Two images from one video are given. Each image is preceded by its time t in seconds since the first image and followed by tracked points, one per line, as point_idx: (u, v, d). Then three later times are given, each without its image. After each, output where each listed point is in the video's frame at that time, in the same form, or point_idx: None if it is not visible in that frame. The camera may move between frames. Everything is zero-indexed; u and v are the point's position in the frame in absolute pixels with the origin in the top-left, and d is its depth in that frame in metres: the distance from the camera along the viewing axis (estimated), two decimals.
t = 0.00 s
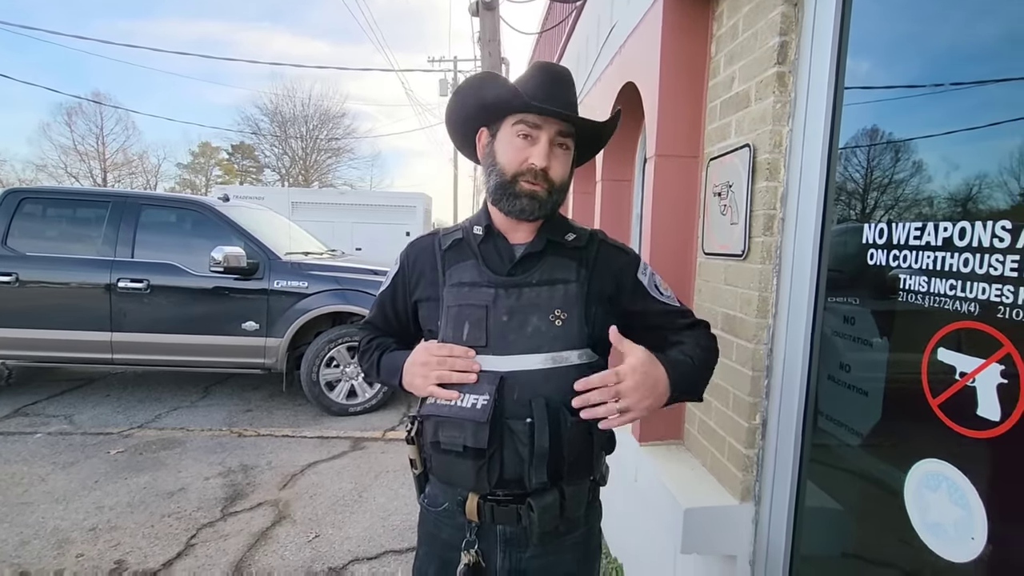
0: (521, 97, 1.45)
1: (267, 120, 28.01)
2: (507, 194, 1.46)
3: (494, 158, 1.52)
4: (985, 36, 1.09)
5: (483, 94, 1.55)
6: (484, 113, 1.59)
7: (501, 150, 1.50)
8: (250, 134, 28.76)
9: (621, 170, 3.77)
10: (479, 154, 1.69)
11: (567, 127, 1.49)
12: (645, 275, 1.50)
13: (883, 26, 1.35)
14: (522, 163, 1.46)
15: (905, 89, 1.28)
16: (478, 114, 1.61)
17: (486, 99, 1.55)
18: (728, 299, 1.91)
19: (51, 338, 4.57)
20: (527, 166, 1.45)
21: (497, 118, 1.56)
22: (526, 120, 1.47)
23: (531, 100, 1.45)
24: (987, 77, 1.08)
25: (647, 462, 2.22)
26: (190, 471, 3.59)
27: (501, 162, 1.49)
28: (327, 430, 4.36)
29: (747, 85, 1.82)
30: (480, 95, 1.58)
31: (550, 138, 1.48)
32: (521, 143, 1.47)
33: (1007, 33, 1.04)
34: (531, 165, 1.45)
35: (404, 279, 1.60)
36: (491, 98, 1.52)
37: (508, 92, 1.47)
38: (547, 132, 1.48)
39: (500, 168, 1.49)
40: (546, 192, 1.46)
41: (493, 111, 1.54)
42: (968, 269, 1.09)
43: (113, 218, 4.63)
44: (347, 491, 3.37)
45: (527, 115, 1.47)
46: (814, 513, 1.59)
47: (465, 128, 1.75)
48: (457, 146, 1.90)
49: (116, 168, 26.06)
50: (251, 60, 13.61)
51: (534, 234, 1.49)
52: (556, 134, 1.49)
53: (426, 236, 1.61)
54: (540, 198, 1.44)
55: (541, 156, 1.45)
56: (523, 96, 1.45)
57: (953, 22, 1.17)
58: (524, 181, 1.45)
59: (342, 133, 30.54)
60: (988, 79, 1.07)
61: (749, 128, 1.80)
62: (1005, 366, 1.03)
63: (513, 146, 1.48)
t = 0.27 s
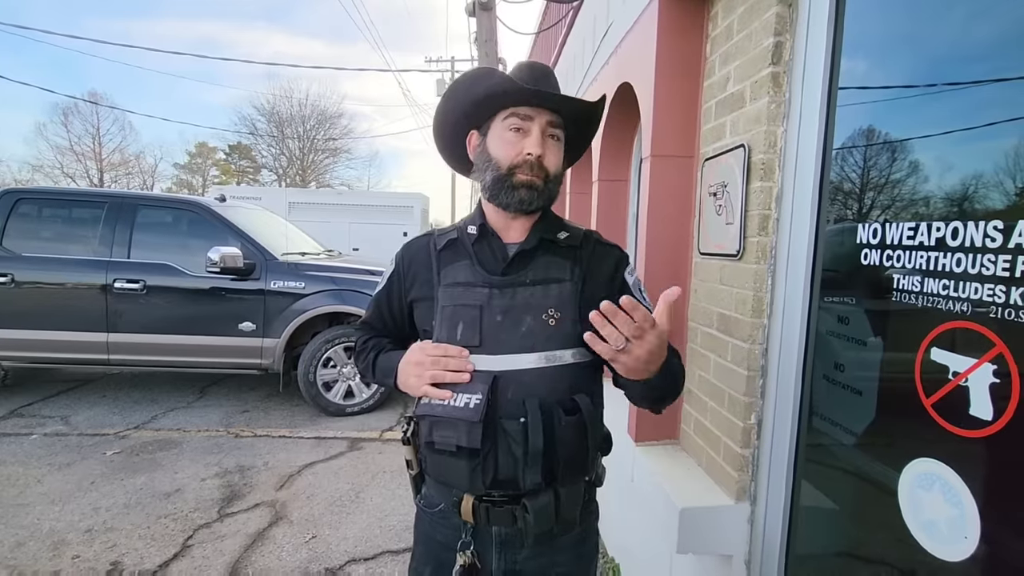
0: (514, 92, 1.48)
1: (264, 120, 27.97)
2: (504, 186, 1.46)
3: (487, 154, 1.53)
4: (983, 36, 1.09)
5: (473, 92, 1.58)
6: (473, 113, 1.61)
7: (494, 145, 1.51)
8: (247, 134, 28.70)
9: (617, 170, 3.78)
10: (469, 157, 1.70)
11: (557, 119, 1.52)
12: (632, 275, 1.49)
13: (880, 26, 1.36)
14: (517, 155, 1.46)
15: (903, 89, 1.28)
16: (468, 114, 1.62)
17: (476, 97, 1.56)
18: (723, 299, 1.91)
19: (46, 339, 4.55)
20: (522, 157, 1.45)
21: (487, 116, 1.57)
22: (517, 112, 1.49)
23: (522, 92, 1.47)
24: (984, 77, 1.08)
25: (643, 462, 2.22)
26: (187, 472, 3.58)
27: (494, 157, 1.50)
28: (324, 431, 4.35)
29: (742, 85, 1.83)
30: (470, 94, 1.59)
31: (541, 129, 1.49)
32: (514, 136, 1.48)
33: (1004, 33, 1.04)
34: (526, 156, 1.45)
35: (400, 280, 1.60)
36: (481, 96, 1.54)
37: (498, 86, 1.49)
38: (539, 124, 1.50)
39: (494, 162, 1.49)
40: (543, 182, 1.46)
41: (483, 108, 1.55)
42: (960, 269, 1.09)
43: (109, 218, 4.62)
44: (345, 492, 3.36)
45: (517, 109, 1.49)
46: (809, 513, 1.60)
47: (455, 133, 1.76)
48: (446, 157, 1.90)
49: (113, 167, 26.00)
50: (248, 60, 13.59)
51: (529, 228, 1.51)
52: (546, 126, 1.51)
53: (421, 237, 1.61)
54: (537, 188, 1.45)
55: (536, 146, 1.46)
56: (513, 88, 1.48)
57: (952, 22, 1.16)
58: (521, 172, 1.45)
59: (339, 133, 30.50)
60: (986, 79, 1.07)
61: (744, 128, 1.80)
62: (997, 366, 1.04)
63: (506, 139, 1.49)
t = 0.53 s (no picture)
0: (503, 101, 1.46)
1: (264, 121, 28.00)
2: (498, 195, 1.47)
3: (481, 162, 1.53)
4: (983, 37, 1.10)
5: (464, 101, 1.56)
6: (466, 120, 1.60)
7: (488, 153, 1.51)
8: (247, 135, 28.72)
9: (618, 172, 3.79)
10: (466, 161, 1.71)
11: (551, 128, 1.51)
12: (629, 280, 1.47)
13: (881, 28, 1.36)
14: (511, 165, 1.47)
15: (903, 90, 1.29)
16: (461, 121, 1.62)
17: (468, 106, 1.55)
18: (724, 301, 1.92)
19: (47, 340, 4.56)
20: (515, 167, 1.46)
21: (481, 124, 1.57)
22: (510, 122, 1.48)
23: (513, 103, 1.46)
24: (984, 78, 1.09)
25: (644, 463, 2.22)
26: (187, 473, 3.58)
27: (488, 165, 1.51)
28: (324, 432, 4.36)
29: (742, 88, 1.83)
30: (461, 101, 1.58)
31: (535, 138, 1.49)
32: (507, 145, 1.48)
33: (1004, 34, 1.05)
34: (519, 166, 1.46)
35: (399, 284, 1.61)
36: (472, 104, 1.53)
37: (489, 97, 1.47)
38: (532, 133, 1.49)
39: (488, 171, 1.50)
40: (537, 191, 1.47)
41: (475, 116, 1.54)
42: (959, 272, 1.10)
43: (109, 220, 4.63)
44: (345, 493, 3.36)
45: (509, 118, 1.48)
46: (809, 513, 1.61)
47: (450, 138, 1.76)
48: (444, 159, 1.91)
49: (113, 168, 26.02)
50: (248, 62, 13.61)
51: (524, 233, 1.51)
52: (540, 134, 1.51)
53: (420, 241, 1.63)
54: (531, 197, 1.46)
55: (529, 156, 1.47)
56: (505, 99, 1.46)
57: (952, 23, 1.17)
58: (515, 181, 1.46)
59: (339, 135, 30.53)
60: (986, 80, 1.08)
61: (744, 131, 1.81)
62: (996, 367, 1.04)
63: (499, 148, 1.49)
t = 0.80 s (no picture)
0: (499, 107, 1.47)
1: (264, 122, 28.03)
2: (497, 200, 1.47)
3: (480, 167, 1.54)
4: (982, 37, 1.10)
5: (462, 107, 1.57)
6: (464, 126, 1.61)
7: (486, 158, 1.52)
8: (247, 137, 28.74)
9: (617, 174, 3.79)
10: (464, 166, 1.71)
11: (549, 132, 1.52)
12: (628, 285, 1.50)
13: (881, 28, 1.37)
14: (509, 170, 1.47)
15: (902, 91, 1.29)
16: (459, 127, 1.62)
17: (465, 111, 1.56)
18: (723, 304, 1.92)
19: (47, 342, 4.56)
20: (514, 171, 1.47)
21: (479, 129, 1.58)
22: (508, 127, 1.49)
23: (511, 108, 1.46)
24: (983, 78, 1.09)
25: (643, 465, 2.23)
26: (187, 475, 3.59)
27: (487, 171, 1.51)
28: (324, 434, 4.36)
29: (741, 91, 1.84)
30: (458, 107, 1.59)
31: (533, 143, 1.50)
32: (506, 150, 1.49)
33: (1002, 35, 1.06)
34: (518, 170, 1.47)
35: (398, 287, 1.61)
36: (470, 110, 1.54)
37: (486, 102, 1.48)
38: (530, 138, 1.50)
39: (487, 176, 1.51)
40: (536, 195, 1.48)
41: (473, 121, 1.55)
42: (957, 276, 1.11)
43: (109, 222, 4.63)
44: (345, 495, 3.37)
45: (507, 123, 1.49)
46: (808, 516, 1.61)
47: (449, 143, 1.76)
48: (442, 164, 1.91)
49: (113, 170, 26.04)
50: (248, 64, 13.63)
51: (524, 238, 1.51)
52: (538, 138, 1.51)
53: (419, 245, 1.63)
54: (530, 202, 1.47)
55: (528, 161, 1.47)
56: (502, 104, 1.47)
57: (951, 23, 1.18)
58: (514, 186, 1.46)
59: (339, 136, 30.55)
60: (984, 81, 1.09)
61: (743, 134, 1.82)
62: (993, 372, 1.05)
63: (498, 153, 1.50)
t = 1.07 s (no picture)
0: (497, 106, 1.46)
1: (261, 122, 27.96)
2: (496, 199, 1.47)
3: (478, 167, 1.54)
4: (978, 38, 1.10)
5: (460, 106, 1.56)
6: (462, 125, 1.60)
7: (485, 157, 1.52)
8: (244, 136, 28.66)
9: (615, 174, 3.79)
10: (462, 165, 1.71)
11: (548, 131, 1.51)
12: (627, 284, 1.50)
13: (878, 28, 1.37)
14: (508, 169, 1.47)
15: (899, 92, 1.30)
16: (457, 126, 1.62)
17: (463, 110, 1.55)
18: (722, 303, 1.92)
19: (42, 342, 4.53)
20: (513, 170, 1.46)
21: (477, 128, 1.57)
22: (506, 125, 1.48)
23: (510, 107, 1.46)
24: (979, 79, 1.09)
25: (642, 465, 2.23)
26: (184, 476, 3.57)
27: (485, 170, 1.51)
28: (322, 434, 4.35)
29: (740, 91, 1.84)
30: (456, 106, 1.59)
31: (532, 142, 1.50)
32: (504, 148, 1.49)
33: (998, 35, 1.06)
34: (516, 169, 1.46)
35: (395, 287, 1.60)
36: (468, 109, 1.53)
37: (485, 101, 1.47)
38: (529, 137, 1.49)
39: (485, 175, 1.50)
40: (534, 194, 1.47)
41: (472, 120, 1.55)
42: (956, 276, 1.11)
43: (105, 221, 4.61)
44: (343, 496, 3.36)
45: (505, 122, 1.49)
46: (807, 515, 1.61)
47: (446, 143, 1.76)
48: (440, 163, 1.91)
49: (109, 169, 25.94)
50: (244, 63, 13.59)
51: (523, 237, 1.51)
52: (537, 137, 1.51)
53: (416, 245, 1.62)
54: (528, 201, 1.46)
55: (526, 160, 1.47)
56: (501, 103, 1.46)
57: (948, 23, 1.18)
58: (512, 185, 1.46)
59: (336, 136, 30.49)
60: (981, 81, 1.09)
61: (742, 133, 1.81)
62: (993, 371, 1.05)
63: (497, 152, 1.49)
